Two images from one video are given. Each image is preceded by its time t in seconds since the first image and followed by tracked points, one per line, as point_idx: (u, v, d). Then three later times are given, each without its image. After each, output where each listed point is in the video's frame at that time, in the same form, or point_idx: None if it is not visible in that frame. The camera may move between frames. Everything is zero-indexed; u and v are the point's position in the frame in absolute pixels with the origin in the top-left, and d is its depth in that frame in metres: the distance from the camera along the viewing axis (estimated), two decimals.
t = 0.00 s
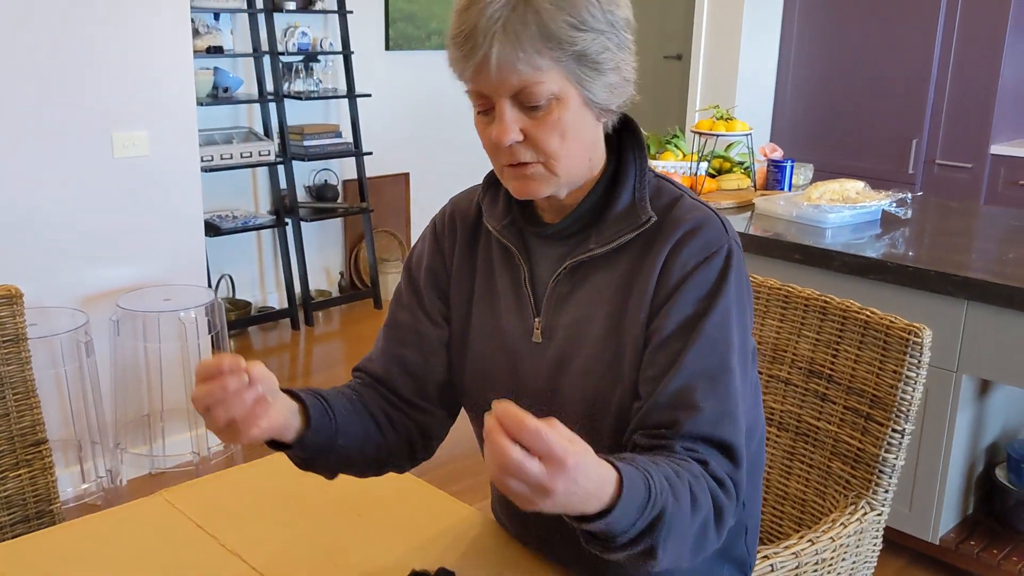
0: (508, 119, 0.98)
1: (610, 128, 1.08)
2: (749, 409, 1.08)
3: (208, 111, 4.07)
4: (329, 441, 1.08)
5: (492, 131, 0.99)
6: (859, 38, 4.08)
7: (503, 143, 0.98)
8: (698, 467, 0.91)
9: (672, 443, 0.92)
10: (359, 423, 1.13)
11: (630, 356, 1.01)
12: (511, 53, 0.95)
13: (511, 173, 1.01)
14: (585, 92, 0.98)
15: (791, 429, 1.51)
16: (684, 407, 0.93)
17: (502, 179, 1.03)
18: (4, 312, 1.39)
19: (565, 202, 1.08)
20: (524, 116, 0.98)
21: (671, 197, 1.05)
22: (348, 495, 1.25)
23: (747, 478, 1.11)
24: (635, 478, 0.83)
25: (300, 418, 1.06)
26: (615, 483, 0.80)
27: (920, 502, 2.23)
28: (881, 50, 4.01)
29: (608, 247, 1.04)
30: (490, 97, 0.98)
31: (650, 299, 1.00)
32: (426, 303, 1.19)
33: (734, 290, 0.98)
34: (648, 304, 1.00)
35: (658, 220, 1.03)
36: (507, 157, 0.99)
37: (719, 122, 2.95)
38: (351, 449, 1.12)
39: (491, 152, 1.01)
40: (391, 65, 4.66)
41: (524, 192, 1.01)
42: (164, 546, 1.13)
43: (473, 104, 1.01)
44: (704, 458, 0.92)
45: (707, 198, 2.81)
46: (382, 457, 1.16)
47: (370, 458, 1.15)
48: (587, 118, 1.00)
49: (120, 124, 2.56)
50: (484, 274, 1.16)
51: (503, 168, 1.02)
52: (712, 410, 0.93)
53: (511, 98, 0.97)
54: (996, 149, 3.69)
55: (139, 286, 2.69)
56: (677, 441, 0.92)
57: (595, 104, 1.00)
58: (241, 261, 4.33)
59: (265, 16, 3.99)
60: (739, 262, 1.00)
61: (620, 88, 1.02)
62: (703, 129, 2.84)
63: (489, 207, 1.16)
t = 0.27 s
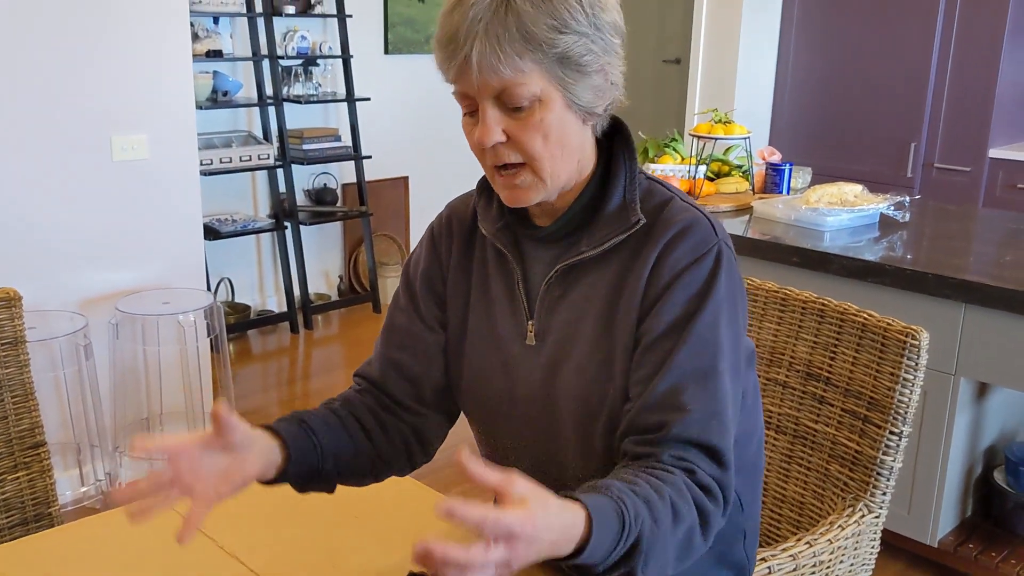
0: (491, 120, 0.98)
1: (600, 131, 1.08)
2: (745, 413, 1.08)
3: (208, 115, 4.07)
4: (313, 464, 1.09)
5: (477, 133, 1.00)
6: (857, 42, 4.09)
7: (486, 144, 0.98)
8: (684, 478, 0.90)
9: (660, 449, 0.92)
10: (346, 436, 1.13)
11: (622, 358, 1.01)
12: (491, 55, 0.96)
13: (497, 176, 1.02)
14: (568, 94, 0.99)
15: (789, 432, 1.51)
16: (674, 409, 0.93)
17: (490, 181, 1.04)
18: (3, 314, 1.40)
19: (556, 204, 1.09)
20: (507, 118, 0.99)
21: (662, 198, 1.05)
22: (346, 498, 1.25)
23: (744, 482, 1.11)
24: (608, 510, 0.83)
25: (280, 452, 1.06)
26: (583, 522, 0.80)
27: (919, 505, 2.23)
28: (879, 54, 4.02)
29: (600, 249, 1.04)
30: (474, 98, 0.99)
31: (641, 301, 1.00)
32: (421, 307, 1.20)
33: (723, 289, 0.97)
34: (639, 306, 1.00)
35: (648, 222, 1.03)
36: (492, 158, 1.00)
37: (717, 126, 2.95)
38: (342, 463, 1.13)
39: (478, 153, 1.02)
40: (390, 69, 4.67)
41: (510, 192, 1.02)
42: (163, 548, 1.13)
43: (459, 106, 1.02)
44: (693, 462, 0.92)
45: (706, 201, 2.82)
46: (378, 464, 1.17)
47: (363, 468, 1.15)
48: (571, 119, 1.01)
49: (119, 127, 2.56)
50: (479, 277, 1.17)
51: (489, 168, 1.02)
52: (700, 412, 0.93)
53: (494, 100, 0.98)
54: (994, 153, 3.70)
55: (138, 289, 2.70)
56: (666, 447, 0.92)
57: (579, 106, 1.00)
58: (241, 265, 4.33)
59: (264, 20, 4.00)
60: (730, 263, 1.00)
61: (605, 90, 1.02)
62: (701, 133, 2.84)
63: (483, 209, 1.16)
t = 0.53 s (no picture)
0: (496, 123, 0.98)
1: (600, 132, 1.09)
2: (743, 415, 1.08)
3: (208, 118, 4.08)
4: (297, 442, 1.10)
5: (481, 135, 1.00)
6: (857, 45, 4.10)
7: (491, 147, 0.99)
8: (684, 475, 0.89)
9: (657, 449, 0.91)
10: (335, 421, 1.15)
11: (615, 361, 1.01)
12: (497, 59, 0.96)
13: (500, 179, 1.02)
14: (573, 97, 0.99)
15: (791, 435, 1.51)
16: (669, 409, 0.92)
17: (492, 181, 1.04)
18: (4, 317, 1.40)
19: (554, 205, 1.09)
20: (512, 120, 0.99)
21: (659, 199, 1.05)
22: (345, 500, 1.25)
23: (743, 484, 1.11)
24: (613, 502, 0.82)
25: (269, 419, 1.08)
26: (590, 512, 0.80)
27: (919, 508, 2.23)
28: (879, 57, 4.02)
29: (597, 248, 1.04)
30: (478, 101, 0.99)
31: (636, 302, 1.00)
32: (417, 307, 1.21)
33: (719, 289, 0.97)
34: (634, 306, 1.00)
35: (645, 223, 1.03)
36: (496, 160, 1.00)
37: (717, 128, 2.96)
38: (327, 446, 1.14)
39: (481, 155, 1.02)
40: (390, 72, 4.67)
41: (514, 195, 1.02)
42: (163, 550, 1.13)
43: (462, 107, 1.02)
44: (691, 462, 0.91)
45: (706, 204, 2.82)
46: (367, 453, 1.19)
47: (351, 455, 1.17)
48: (575, 121, 1.01)
49: (120, 129, 2.57)
50: (477, 278, 1.17)
51: (492, 170, 1.03)
52: (697, 412, 0.92)
53: (499, 102, 0.98)
54: (994, 156, 3.71)
55: (139, 292, 2.70)
56: (663, 447, 0.91)
57: (582, 109, 1.01)
58: (241, 268, 4.34)
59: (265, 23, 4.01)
60: (727, 264, 0.99)
61: (607, 92, 1.02)
62: (701, 136, 2.85)
63: (483, 209, 1.16)
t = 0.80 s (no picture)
0: (502, 129, 0.98)
1: (602, 138, 1.09)
2: (746, 419, 1.08)
3: (210, 120, 4.08)
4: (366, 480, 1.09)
5: (487, 141, 1.00)
6: (857, 47, 4.10)
7: (497, 153, 0.98)
8: (680, 487, 0.90)
9: (660, 458, 0.92)
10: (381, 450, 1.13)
11: (622, 365, 1.01)
12: (505, 65, 0.96)
13: (506, 185, 1.02)
14: (579, 103, 0.99)
15: (794, 437, 1.51)
16: (674, 416, 0.93)
17: (496, 188, 1.04)
18: (7, 319, 1.40)
19: (557, 210, 1.09)
20: (518, 126, 0.99)
21: (662, 204, 1.04)
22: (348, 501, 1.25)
23: (746, 489, 1.11)
24: (582, 520, 0.84)
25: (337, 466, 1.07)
26: (548, 530, 0.81)
27: (921, 510, 2.23)
28: (879, 59, 4.03)
29: (599, 255, 1.04)
30: (484, 107, 0.99)
31: (640, 308, 1.00)
32: (422, 312, 1.21)
33: (724, 295, 0.97)
34: (639, 311, 1.00)
35: (649, 228, 1.02)
36: (502, 167, 1.00)
37: (719, 130, 2.96)
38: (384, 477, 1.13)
39: (486, 161, 1.02)
40: (391, 74, 4.67)
41: (519, 201, 1.02)
42: (166, 552, 1.13)
43: (467, 112, 1.02)
44: (692, 470, 0.92)
45: (707, 207, 2.82)
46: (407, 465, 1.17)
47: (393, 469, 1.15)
48: (580, 128, 1.01)
49: (121, 131, 2.57)
50: (479, 282, 1.17)
51: (497, 176, 1.02)
52: (700, 418, 0.92)
53: (505, 108, 0.98)
54: (995, 158, 3.71)
55: (142, 294, 2.70)
56: (666, 457, 0.92)
57: (589, 115, 1.01)
58: (243, 270, 4.34)
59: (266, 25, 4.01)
60: (731, 269, 0.99)
61: (613, 100, 1.03)
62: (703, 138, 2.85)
63: (485, 213, 1.16)
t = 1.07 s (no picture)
0: (512, 137, 0.98)
1: (607, 144, 1.09)
2: (747, 422, 1.08)
3: (211, 122, 4.08)
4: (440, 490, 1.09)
5: (495, 148, 1.00)
6: (858, 49, 4.10)
7: (507, 161, 0.98)
8: (657, 490, 0.92)
9: (645, 460, 0.94)
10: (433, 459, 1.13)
11: (626, 368, 1.01)
12: (516, 74, 0.96)
13: (514, 193, 1.02)
14: (588, 111, 1.00)
15: (797, 438, 1.51)
16: (668, 418, 0.94)
17: (503, 195, 1.04)
18: (10, 320, 1.39)
19: (564, 216, 1.09)
20: (528, 134, 0.99)
21: (666, 209, 1.05)
22: (352, 502, 1.25)
23: (748, 490, 1.11)
24: (535, 503, 0.89)
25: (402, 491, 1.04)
26: (493, 505, 0.87)
27: (923, 511, 2.23)
28: (880, 61, 4.03)
29: (604, 261, 1.04)
30: (493, 115, 0.99)
31: (644, 313, 1.00)
32: (432, 317, 1.20)
33: (727, 300, 0.97)
34: (643, 317, 1.00)
35: (654, 234, 1.02)
36: (511, 175, 1.00)
37: (721, 132, 2.96)
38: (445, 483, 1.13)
39: (495, 169, 1.02)
40: (392, 76, 4.68)
41: (528, 209, 1.02)
42: (170, 554, 1.13)
43: (475, 119, 1.02)
44: (677, 473, 0.93)
45: (709, 208, 2.82)
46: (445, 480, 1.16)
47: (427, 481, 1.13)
48: (589, 136, 1.02)
49: (123, 133, 2.57)
50: (484, 286, 1.17)
51: (505, 184, 1.02)
52: (693, 422, 0.93)
53: (515, 116, 0.98)
54: (996, 159, 3.71)
55: (144, 296, 2.70)
56: (651, 459, 0.94)
57: (597, 123, 1.01)
58: (244, 272, 4.34)
59: (268, 27, 4.02)
60: (735, 274, 0.99)
61: (622, 107, 1.03)
62: (704, 139, 2.85)
63: (489, 219, 1.17)
